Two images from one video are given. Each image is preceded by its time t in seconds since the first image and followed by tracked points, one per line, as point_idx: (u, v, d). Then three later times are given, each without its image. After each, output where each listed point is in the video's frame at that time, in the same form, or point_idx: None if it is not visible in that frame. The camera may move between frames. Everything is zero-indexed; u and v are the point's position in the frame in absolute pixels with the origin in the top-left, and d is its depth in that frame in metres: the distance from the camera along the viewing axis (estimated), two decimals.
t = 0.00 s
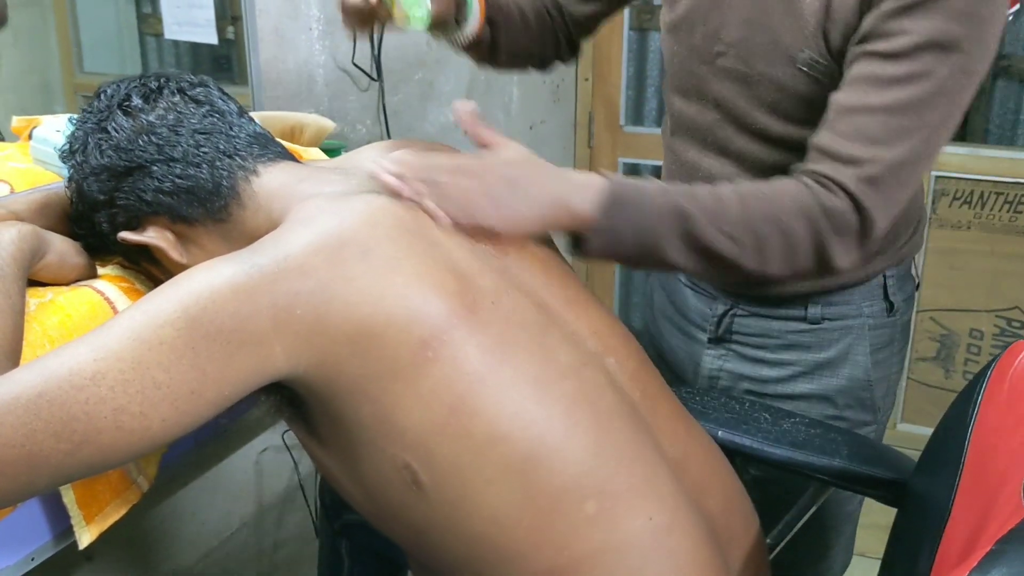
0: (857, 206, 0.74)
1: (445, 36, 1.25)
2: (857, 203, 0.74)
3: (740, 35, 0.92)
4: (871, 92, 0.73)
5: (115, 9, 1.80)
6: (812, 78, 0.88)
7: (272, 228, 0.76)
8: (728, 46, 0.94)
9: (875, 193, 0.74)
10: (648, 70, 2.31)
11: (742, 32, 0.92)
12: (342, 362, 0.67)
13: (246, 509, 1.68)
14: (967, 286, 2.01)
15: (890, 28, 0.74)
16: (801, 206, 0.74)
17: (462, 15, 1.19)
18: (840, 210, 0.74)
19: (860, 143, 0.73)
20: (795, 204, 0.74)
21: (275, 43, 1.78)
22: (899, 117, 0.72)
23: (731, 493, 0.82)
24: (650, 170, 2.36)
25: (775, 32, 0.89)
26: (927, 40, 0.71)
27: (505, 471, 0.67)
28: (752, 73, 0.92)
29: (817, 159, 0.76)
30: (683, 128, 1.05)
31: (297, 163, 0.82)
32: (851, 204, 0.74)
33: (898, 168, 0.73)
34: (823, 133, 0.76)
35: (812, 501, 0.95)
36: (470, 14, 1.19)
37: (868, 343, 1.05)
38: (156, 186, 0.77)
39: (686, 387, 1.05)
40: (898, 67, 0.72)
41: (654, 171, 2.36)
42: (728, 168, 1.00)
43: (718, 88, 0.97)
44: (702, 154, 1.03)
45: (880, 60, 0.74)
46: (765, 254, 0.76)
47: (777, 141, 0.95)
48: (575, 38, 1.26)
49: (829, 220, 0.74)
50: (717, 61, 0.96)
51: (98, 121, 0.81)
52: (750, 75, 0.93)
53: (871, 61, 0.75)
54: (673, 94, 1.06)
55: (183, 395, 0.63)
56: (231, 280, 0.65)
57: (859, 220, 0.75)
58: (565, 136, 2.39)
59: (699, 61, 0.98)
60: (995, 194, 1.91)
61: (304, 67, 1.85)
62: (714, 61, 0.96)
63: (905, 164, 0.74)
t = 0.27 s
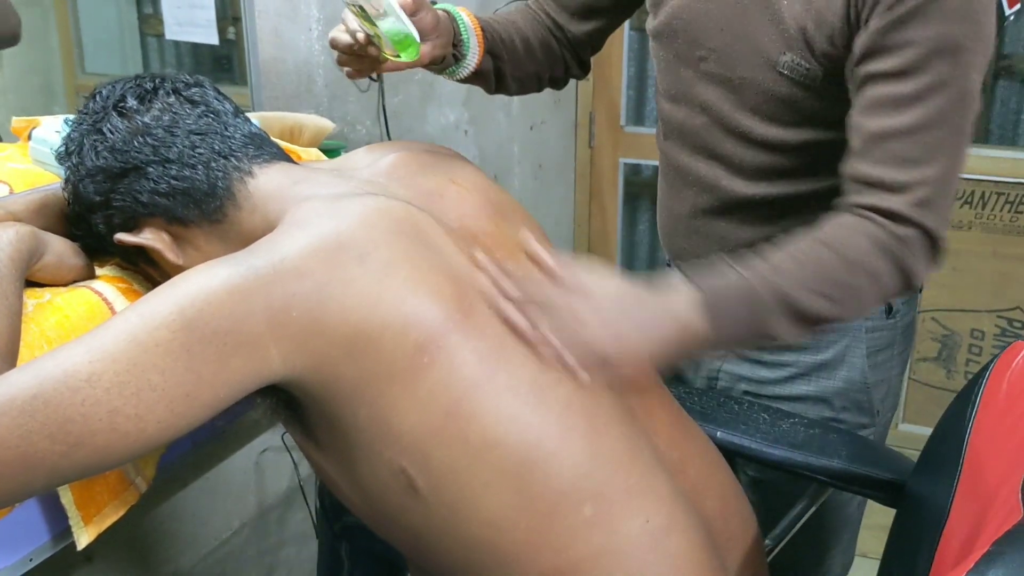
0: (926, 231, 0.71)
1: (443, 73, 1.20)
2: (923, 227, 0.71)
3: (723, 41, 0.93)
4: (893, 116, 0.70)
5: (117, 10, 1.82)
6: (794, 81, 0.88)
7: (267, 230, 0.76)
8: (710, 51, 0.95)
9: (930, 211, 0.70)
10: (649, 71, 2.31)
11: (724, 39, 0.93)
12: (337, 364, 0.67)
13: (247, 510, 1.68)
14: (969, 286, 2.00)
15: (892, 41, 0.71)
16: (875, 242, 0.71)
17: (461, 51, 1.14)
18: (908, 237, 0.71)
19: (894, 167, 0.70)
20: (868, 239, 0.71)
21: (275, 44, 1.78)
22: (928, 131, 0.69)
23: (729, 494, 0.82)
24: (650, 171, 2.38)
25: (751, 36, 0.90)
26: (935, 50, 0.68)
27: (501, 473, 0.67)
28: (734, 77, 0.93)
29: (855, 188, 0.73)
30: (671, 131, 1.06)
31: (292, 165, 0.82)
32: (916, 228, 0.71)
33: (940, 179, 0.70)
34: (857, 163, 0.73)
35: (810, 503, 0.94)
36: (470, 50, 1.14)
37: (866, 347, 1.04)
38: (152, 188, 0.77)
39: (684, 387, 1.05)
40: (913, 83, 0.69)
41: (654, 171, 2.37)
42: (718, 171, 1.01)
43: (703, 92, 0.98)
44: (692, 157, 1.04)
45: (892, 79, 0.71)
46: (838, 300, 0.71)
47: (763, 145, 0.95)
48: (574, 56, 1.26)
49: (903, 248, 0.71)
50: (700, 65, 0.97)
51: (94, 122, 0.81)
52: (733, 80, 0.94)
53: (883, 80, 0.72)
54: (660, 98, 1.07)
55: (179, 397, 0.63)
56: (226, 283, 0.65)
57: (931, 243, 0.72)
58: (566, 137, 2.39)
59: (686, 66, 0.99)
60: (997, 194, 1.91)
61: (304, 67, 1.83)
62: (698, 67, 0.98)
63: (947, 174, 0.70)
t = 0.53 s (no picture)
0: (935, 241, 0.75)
1: (445, 66, 1.19)
2: (932, 238, 0.74)
3: (727, 43, 0.95)
4: (907, 127, 0.73)
5: (117, 9, 1.82)
6: (805, 85, 0.89)
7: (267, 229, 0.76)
8: (715, 54, 0.96)
9: (939, 222, 0.74)
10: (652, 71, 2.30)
11: (727, 42, 0.95)
12: (337, 363, 0.67)
13: (248, 510, 1.68)
14: (970, 286, 2.00)
15: (907, 52, 0.74)
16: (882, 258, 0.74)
17: (464, 43, 1.14)
18: (917, 249, 0.75)
19: (908, 176, 0.74)
20: (880, 257, 0.74)
21: (275, 44, 1.78)
22: (940, 141, 0.72)
23: (729, 494, 0.82)
24: (652, 171, 2.37)
25: (758, 38, 0.91)
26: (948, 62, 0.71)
27: (501, 473, 0.67)
28: (740, 80, 0.95)
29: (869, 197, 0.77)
30: (677, 134, 1.07)
31: (292, 164, 0.82)
32: (924, 239, 0.75)
33: (948, 191, 0.73)
34: (870, 169, 0.77)
35: (810, 505, 0.94)
36: (473, 44, 1.14)
37: (877, 349, 1.04)
38: (152, 188, 0.77)
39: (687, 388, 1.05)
40: (926, 93, 0.72)
41: (656, 171, 2.36)
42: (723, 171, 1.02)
43: (707, 93, 1.00)
44: (699, 158, 1.05)
45: (905, 89, 0.74)
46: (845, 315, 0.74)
47: (772, 146, 0.95)
48: (576, 54, 1.26)
49: (913, 258, 0.75)
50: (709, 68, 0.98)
51: (93, 124, 0.81)
52: (737, 81, 0.95)
53: (898, 91, 0.75)
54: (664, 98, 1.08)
55: (178, 397, 0.63)
56: (226, 283, 0.64)
57: (938, 251, 0.76)
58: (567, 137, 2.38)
59: (691, 69, 1.01)
60: (998, 194, 1.91)
61: (304, 66, 1.83)
62: (705, 69, 0.99)
63: (955, 185, 0.74)
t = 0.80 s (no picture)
0: (853, 211, 0.67)
1: (456, 63, 1.19)
2: (852, 205, 0.67)
3: (751, 45, 0.91)
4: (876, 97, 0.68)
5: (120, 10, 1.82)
6: (827, 87, 0.86)
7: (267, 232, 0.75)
8: (739, 56, 0.93)
9: (875, 195, 0.67)
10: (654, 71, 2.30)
11: (754, 44, 0.91)
12: (336, 364, 0.67)
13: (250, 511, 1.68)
14: (972, 286, 1.99)
15: (894, 28, 0.70)
16: (799, 221, 0.67)
17: (479, 40, 1.14)
18: (836, 216, 0.67)
19: (860, 144, 0.67)
20: (788, 217, 0.67)
21: (276, 44, 1.77)
22: (907, 118, 0.67)
23: (730, 495, 0.82)
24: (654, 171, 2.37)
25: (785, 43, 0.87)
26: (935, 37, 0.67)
27: (501, 475, 0.67)
28: (765, 83, 0.91)
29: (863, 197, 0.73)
30: (692, 140, 1.05)
31: (293, 166, 0.82)
32: (843, 201, 0.67)
33: (898, 169, 0.67)
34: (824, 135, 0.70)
35: (811, 508, 0.94)
36: (488, 41, 1.14)
37: (900, 350, 1.04)
38: (151, 190, 0.77)
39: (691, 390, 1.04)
40: (907, 65, 0.67)
41: (658, 171, 2.36)
42: (745, 179, 0.99)
43: (727, 98, 0.96)
44: (715, 164, 1.02)
45: (885, 59, 0.69)
46: (767, 279, 0.68)
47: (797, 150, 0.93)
48: (585, 55, 1.25)
49: (827, 227, 0.67)
50: (727, 72, 0.95)
51: (93, 125, 0.81)
52: (763, 86, 0.92)
53: (876, 60, 0.70)
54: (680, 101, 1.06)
55: (177, 399, 0.63)
56: (225, 285, 0.64)
57: (859, 227, 0.68)
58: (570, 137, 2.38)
59: (710, 72, 0.98)
60: (1001, 194, 1.90)
61: (306, 66, 1.83)
62: (723, 72, 0.96)
63: (910, 168, 0.68)
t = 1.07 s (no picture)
0: (959, 266, 0.64)
1: (463, 67, 1.18)
2: (965, 267, 0.64)
3: (769, 52, 0.89)
4: (940, 142, 0.63)
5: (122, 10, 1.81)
6: (848, 98, 0.83)
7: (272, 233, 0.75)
8: (755, 61, 0.91)
9: (977, 247, 0.64)
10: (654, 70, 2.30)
11: (772, 50, 0.89)
12: (341, 368, 0.67)
13: (252, 511, 1.69)
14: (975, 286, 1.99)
15: (948, 61, 0.65)
16: (914, 304, 0.63)
17: (487, 42, 1.13)
18: (947, 283, 0.63)
19: (943, 193, 0.63)
20: (900, 305, 0.63)
21: (279, 44, 1.77)
22: (976, 160, 0.62)
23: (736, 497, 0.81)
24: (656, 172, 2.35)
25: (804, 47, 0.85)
26: (992, 72, 0.62)
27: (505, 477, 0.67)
28: (783, 90, 0.89)
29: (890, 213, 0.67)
30: (710, 144, 1.03)
31: (297, 167, 0.81)
32: (954, 264, 0.64)
33: (983, 214, 0.64)
34: (896, 187, 0.66)
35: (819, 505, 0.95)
36: (496, 42, 1.13)
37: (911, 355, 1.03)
38: (155, 196, 0.77)
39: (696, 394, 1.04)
40: (966, 105, 0.63)
41: (660, 171, 2.35)
42: (760, 185, 0.97)
43: (744, 103, 0.95)
44: (733, 169, 1.01)
45: (941, 98, 0.64)
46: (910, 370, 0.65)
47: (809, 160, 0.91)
48: (591, 52, 1.25)
49: (940, 298, 0.64)
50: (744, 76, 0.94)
51: (95, 129, 0.80)
52: (781, 92, 0.89)
53: (930, 99, 0.65)
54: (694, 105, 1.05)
55: (181, 401, 0.63)
56: (229, 288, 0.64)
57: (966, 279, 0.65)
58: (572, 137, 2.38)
59: (727, 76, 0.96)
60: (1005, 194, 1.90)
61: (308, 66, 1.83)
62: (742, 78, 0.94)
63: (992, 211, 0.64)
